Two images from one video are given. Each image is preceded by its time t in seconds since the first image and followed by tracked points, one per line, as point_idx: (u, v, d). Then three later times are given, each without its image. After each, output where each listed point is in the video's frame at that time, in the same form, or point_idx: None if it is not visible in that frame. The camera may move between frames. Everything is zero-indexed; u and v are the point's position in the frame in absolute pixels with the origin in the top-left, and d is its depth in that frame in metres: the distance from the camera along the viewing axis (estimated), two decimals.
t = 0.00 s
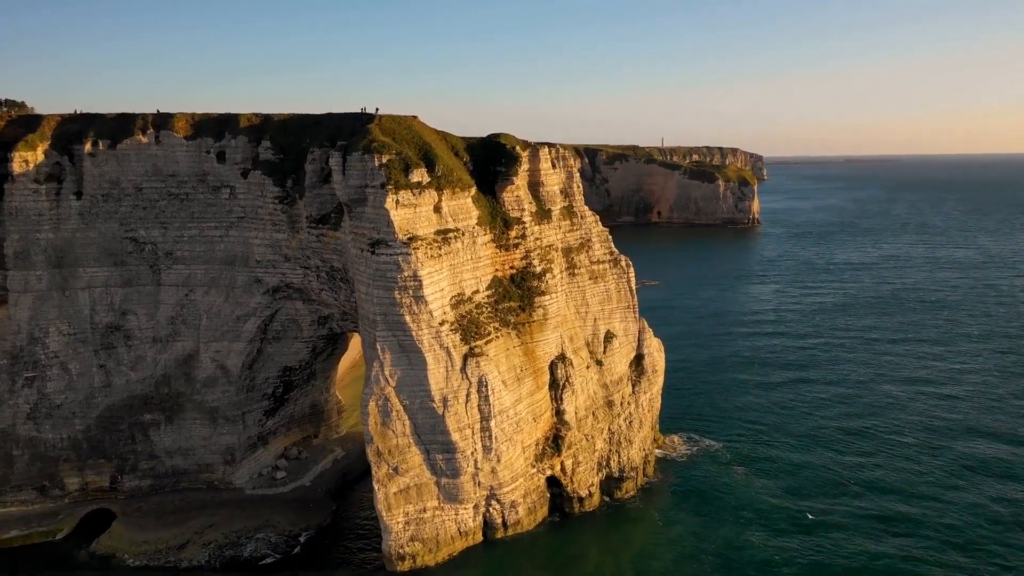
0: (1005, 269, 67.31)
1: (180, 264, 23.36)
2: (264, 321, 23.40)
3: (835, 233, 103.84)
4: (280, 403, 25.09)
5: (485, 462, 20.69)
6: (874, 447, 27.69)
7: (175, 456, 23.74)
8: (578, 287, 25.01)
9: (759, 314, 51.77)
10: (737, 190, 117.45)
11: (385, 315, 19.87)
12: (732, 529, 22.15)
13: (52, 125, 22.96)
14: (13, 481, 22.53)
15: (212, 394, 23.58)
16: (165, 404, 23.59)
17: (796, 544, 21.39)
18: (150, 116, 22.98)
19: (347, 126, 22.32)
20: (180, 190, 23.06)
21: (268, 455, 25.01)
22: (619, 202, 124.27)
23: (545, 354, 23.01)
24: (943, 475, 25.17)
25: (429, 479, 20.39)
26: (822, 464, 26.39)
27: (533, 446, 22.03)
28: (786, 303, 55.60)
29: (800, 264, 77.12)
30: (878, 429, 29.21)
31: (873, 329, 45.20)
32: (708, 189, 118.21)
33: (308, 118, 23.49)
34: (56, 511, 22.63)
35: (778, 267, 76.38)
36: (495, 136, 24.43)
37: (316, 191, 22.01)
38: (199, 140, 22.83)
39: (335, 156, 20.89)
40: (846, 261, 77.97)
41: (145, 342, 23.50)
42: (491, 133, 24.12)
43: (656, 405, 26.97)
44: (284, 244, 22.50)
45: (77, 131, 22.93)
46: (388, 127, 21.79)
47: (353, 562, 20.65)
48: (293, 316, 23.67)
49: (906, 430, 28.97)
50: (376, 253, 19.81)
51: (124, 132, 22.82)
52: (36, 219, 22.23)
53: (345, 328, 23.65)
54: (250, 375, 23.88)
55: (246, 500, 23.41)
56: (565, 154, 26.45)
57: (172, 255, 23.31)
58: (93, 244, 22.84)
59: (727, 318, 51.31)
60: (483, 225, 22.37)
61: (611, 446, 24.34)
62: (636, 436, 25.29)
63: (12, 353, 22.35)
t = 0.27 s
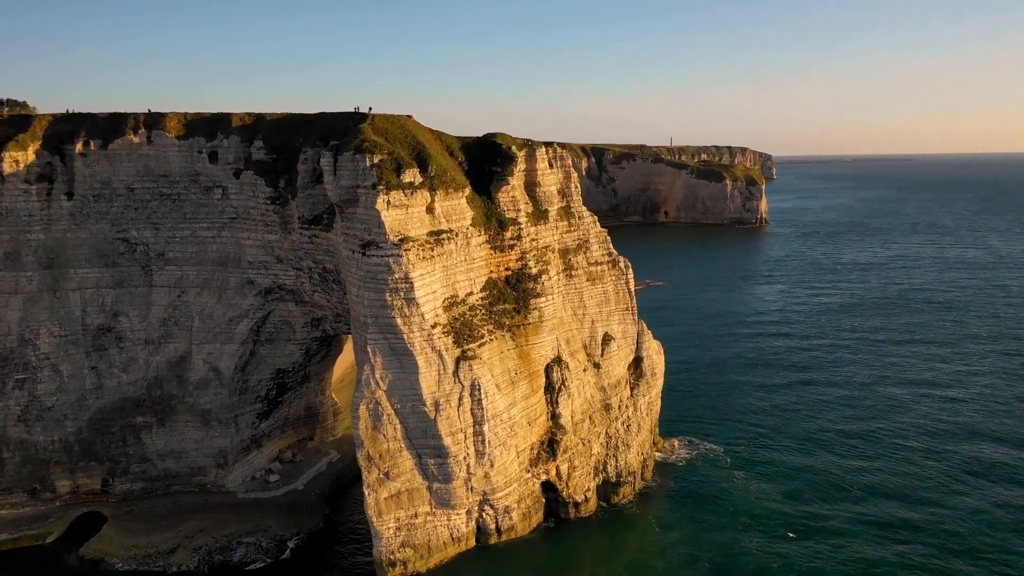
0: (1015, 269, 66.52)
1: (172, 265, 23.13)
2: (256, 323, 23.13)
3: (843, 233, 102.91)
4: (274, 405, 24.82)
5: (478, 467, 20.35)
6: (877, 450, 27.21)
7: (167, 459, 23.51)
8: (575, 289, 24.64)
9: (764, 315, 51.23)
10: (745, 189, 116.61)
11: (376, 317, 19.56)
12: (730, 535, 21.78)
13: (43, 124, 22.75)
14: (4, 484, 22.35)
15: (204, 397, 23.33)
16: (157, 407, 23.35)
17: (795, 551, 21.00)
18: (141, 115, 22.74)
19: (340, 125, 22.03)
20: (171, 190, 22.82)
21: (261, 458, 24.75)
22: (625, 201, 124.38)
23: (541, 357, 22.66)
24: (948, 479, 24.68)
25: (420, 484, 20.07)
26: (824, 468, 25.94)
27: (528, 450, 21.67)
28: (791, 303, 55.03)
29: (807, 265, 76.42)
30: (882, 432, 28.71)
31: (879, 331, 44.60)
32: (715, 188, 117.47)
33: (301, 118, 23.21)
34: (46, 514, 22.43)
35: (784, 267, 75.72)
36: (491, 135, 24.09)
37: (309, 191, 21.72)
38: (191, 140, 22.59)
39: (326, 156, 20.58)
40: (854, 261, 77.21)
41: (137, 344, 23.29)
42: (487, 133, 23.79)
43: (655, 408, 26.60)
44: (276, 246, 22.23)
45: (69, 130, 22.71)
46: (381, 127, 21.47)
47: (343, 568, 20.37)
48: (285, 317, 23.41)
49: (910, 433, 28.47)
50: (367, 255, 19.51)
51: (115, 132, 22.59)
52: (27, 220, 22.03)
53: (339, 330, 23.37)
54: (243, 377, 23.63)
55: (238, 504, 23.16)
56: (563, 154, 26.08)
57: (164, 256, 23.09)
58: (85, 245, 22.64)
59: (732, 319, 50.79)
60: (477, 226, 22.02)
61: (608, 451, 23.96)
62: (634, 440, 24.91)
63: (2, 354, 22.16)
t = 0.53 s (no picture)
0: None
1: (164, 266, 22.90)
2: (248, 325, 22.88)
3: (852, 233, 101.85)
4: (266, 408, 24.57)
5: (470, 472, 20.02)
6: (880, 454, 26.75)
7: (158, 462, 23.29)
8: (572, 291, 24.29)
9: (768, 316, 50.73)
10: (752, 188, 115.81)
11: (366, 320, 19.26)
12: (727, 541, 21.40)
13: (34, 124, 22.56)
14: None
15: (195, 399, 23.08)
16: (148, 409, 23.13)
17: (792, 557, 20.60)
18: (132, 114, 22.51)
19: (332, 124, 21.75)
20: (163, 190, 22.59)
21: (254, 461, 24.50)
22: (632, 201, 124.05)
23: (536, 360, 22.31)
24: (952, 484, 24.22)
25: (411, 489, 19.76)
26: (825, 472, 25.51)
27: (522, 455, 21.34)
28: (797, 304, 54.48)
29: (814, 265, 75.76)
30: (886, 436, 28.24)
31: (885, 332, 44.03)
32: (722, 187, 116.77)
33: (294, 117, 22.94)
34: (36, 517, 22.24)
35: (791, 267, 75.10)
36: (487, 134, 23.75)
37: (300, 192, 21.45)
38: (182, 140, 22.36)
39: (317, 155, 20.28)
40: (861, 261, 76.49)
41: (128, 346, 23.07)
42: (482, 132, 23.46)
43: (653, 411, 26.22)
44: (267, 246, 21.97)
45: (60, 130, 22.51)
46: (373, 126, 21.16)
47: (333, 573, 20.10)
48: (278, 319, 23.14)
49: (914, 437, 27.99)
50: (357, 256, 19.21)
51: (106, 132, 22.38)
52: (17, 220, 21.81)
53: (331, 332, 23.11)
54: (235, 380, 23.38)
55: (230, 508, 22.92)
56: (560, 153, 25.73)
57: (155, 257, 22.86)
58: (75, 246, 22.43)
59: (736, 319, 50.31)
60: (471, 227, 21.69)
61: (604, 455, 23.60)
62: (632, 444, 24.55)
63: None
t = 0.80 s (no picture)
0: None
1: (154, 267, 22.66)
2: (239, 326, 22.62)
3: (859, 232, 100.83)
4: (259, 410, 24.32)
5: (462, 477, 19.71)
6: (882, 458, 26.32)
7: (149, 464, 23.06)
8: (567, 292, 23.95)
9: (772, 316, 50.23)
10: (759, 188, 114.98)
11: (355, 322, 18.97)
12: (723, 547, 21.05)
13: (24, 123, 22.31)
14: None
15: (186, 402, 22.84)
16: (139, 411, 22.90)
17: (789, 564, 20.24)
18: (123, 113, 22.26)
19: (323, 124, 21.46)
20: (153, 190, 22.35)
21: (246, 464, 24.25)
22: (638, 200, 123.60)
23: (530, 362, 21.98)
24: (954, 489, 23.75)
25: (401, 494, 19.47)
26: (825, 476, 25.09)
27: (515, 459, 21.01)
28: (801, 304, 53.93)
29: (820, 265, 75.11)
30: (888, 439, 27.77)
31: (890, 333, 43.49)
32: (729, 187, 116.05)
33: (285, 116, 22.67)
34: (26, 520, 22.05)
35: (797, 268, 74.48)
36: (481, 134, 23.43)
37: (291, 192, 21.16)
38: (173, 139, 22.11)
39: (306, 155, 19.98)
40: (868, 261, 75.78)
41: (119, 347, 22.84)
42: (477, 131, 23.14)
43: (651, 414, 25.86)
44: (258, 247, 21.70)
45: (50, 129, 22.26)
46: (364, 125, 20.85)
47: None
48: (269, 321, 22.89)
49: (917, 440, 27.51)
50: (346, 258, 18.91)
51: (96, 131, 22.14)
52: (5, 221, 21.53)
53: (323, 334, 22.84)
54: (226, 382, 23.13)
55: (221, 511, 22.69)
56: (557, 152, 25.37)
57: (146, 258, 22.63)
58: (65, 246, 22.20)
59: (739, 320, 49.83)
60: (464, 227, 21.37)
61: (599, 459, 23.25)
62: (628, 448, 24.19)
63: None
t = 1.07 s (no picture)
0: None
1: (145, 268, 22.42)
2: (230, 328, 22.36)
3: (867, 232, 100.13)
4: (251, 413, 24.05)
5: (452, 482, 19.38)
6: (884, 462, 25.89)
7: (139, 467, 22.83)
8: (563, 294, 23.59)
9: (776, 317, 49.75)
10: (766, 187, 114.23)
11: (344, 325, 18.67)
12: (719, 554, 20.70)
13: (14, 122, 22.12)
14: None
15: (177, 404, 22.58)
16: (129, 414, 22.66)
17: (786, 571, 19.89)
18: (113, 113, 22.04)
19: (314, 123, 21.17)
20: (143, 190, 22.11)
21: (238, 467, 24.00)
22: (644, 200, 123.12)
23: (524, 365, 21.63)
24: (957, 494, 23.32)
25: (390, 499, 19.15)
26: (825, 481, 24.68)
27: (507, 464, 20.67)
28: (806, 305, 53.41)
29: (826, 265, 74.49)
30: (891, 442, 27.33)
31: (895, 334, 42.98)
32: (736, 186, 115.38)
33: (277, 115, 22.39)
34: (15, 523, 21.85)
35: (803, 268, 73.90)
36: (475, 133, 23.10)
37: (281, 192, 20.88)
38: (163, 139, 21.86)
39: (295, 155, 19.68)
40: (875, 261, 75.12)
41: (109, 349, 22.61)
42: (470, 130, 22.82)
43: (649, 418, 25.48)
44: (248, 248, 21.42)
45: (40, 128, 22.06)
46: (355, 124, 20.54)
47: None
48: (260, 322, 22.62)
49: (920, 444, 27.07)
50: (335, 259, 18.61)
51: (86, 131, 21.92)
52: None
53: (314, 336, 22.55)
54: (217, 384, 22.87)
55: (211, 515, 22.43)
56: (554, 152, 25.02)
57: (136, 259, 22.39)
58: (55, 247, 21.98)
59: (743, 321, 49.36)
60: (456, 228, 21.03)
61: (595, 464, 22.89)
62: (625, 452, 23.82)
63: None
